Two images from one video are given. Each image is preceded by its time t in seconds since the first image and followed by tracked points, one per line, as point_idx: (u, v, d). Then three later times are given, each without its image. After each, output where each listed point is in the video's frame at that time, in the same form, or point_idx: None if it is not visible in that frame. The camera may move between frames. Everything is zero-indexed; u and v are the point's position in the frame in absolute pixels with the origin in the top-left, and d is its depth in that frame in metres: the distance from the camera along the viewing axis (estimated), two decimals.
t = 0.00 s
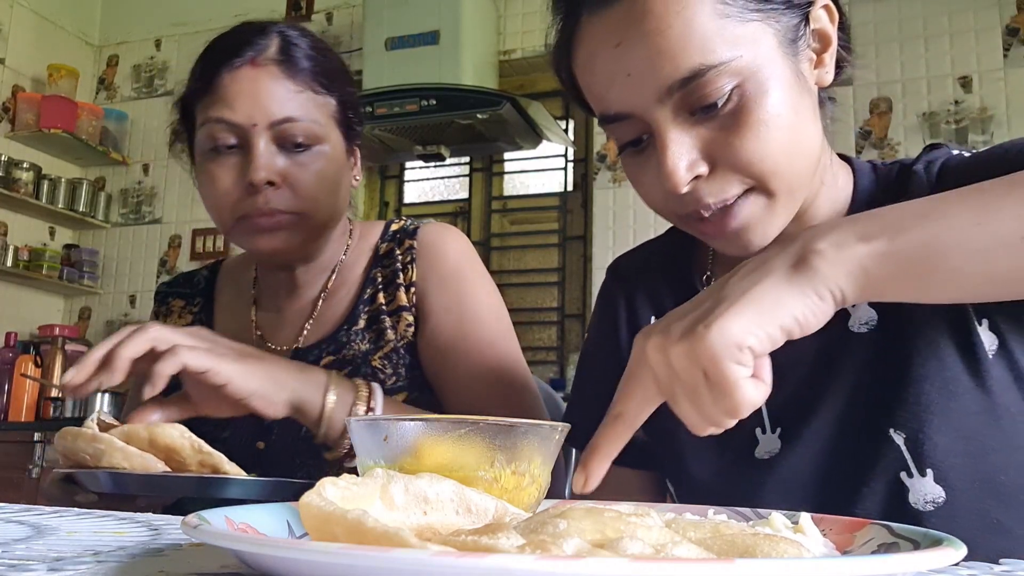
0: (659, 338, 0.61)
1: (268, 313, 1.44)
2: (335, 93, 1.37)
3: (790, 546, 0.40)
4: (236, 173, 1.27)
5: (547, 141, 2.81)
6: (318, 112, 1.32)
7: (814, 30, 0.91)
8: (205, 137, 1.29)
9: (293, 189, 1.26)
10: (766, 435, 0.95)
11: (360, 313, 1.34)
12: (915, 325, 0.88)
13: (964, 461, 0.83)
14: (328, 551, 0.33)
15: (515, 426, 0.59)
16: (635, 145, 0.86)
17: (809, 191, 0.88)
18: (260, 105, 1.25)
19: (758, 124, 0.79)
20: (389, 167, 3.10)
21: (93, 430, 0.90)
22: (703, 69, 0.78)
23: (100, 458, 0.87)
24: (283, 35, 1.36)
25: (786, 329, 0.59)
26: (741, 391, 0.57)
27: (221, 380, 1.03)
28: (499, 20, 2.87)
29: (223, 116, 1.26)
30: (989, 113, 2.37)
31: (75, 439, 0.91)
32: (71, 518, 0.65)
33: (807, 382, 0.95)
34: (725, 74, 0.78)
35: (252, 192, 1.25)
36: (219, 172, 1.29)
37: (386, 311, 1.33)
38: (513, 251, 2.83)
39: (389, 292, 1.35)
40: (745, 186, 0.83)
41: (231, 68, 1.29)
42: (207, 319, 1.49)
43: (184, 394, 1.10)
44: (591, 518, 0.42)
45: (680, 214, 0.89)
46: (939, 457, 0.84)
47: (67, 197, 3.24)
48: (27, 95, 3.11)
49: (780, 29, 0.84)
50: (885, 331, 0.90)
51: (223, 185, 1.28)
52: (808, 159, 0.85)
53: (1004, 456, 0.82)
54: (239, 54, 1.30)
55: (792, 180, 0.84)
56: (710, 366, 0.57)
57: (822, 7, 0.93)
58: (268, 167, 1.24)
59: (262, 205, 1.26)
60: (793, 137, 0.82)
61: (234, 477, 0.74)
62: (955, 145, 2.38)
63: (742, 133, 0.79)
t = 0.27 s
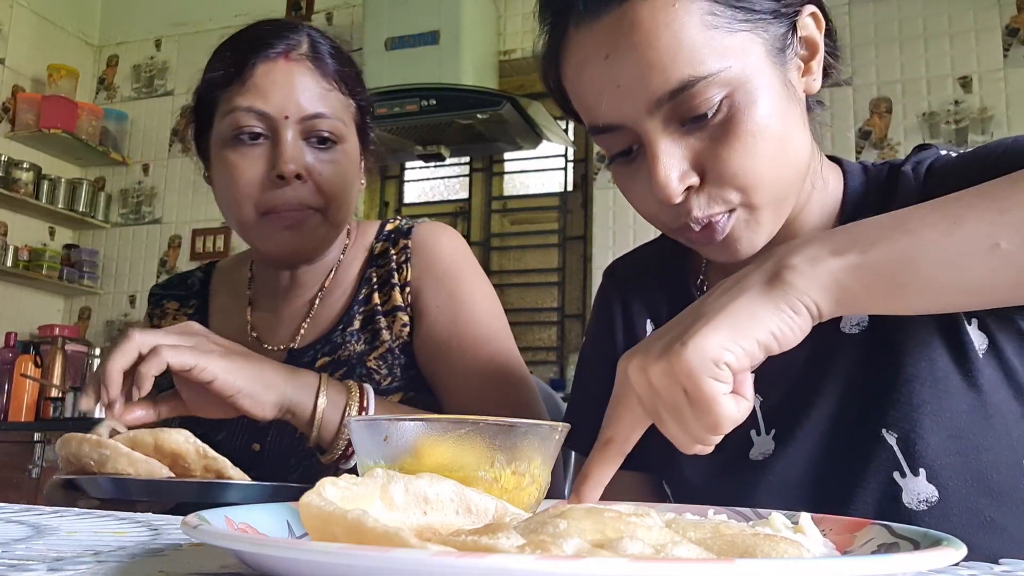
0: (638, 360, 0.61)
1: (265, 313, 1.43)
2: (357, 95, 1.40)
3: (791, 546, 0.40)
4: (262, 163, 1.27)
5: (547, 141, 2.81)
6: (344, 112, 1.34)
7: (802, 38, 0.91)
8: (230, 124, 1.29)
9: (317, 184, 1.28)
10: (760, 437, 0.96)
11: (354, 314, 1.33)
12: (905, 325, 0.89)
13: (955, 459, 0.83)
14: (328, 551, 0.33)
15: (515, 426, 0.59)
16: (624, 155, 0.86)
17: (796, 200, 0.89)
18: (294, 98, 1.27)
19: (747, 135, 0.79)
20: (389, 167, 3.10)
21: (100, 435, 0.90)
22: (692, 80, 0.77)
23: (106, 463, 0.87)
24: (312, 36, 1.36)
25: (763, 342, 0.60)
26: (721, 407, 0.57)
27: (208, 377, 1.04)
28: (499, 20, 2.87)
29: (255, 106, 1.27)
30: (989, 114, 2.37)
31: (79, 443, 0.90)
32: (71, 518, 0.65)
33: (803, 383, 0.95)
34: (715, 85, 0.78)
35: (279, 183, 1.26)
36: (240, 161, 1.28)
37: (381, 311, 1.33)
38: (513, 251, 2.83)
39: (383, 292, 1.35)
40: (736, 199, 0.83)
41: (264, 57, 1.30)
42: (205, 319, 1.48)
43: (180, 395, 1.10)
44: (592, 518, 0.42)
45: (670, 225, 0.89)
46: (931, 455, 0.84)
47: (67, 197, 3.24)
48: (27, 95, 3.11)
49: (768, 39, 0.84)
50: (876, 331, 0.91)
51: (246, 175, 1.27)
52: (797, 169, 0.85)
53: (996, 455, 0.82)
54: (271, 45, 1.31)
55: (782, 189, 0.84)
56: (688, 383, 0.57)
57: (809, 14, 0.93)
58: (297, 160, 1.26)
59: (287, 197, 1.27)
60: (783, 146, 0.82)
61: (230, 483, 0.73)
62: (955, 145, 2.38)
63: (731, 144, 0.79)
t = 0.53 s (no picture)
0: (633, 360, 0.61)
1: (264, 313, 1.43)
2: (367, 97, 1.40)
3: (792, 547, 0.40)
4: (274, 162, 1.27)
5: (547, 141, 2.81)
6: (354, 112, 1.34)
7: (797, 45, 0.91)
8: (242, 123, 1.29)
9: (329, 184, 1.28)
10: (759, 438, 0.96)
11: (356, 314, 1.33)
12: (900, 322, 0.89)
13: (951, 458, 0.83)
14: (328, 551, 0.33)
15: (515, 426, 0.59)
16: (619, 164, 0.86)
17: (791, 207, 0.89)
18: (308, 98, 1.27)
19: (742, 144, 0.79)
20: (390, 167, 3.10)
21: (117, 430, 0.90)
22: (687, 91, 0.77)
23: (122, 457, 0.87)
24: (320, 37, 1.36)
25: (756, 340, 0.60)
26: (714, 403, 0.56)
27: (209, 382, 1.04)
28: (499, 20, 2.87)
29: (269, 106, 1.27)
30: (989, 114, 2.37)
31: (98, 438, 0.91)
32: (70, 518, 0.65)
33: (801, 384, 0.95)
34: (710, 95, 0.78)
35: (292, 181, 1.26)
36: (251, 159, 1.28)
37: (384, 310, 1.33)
38: (513, 251, 2.83)
39: (387, 291, 1.35)
40: (732, 208, 0.83)
41: (278, 57, 1.30)
42: (205, 319, 1.48)
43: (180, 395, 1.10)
44: (592, 517, 0.42)
45: (665, 233, 0.89)
46: (927, 453, 0.84)
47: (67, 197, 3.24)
48: (27, 95, 3.11)
49: (763, 47, 0.84)
50: (874, 332, 0.91)
51: (257, 173, 1.27)
52: (793, 176, 0.85)
53: (992, 453, 0.82)
54: (284, 45, 1.31)
55: (778, 196, 0.84)
56: (681, 379, 0.57)
57: (803, 21, 0.93)
58: (310, 159, 1.26)
59: (299, 195, 1.27)
60: (778, 153, 0.82)
61: (238, 481, 0.74)
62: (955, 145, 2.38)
63: (726, 153, 0.79)
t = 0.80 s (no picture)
0: (630, 348, 0.61)
1: (264, 313, 1.43)
2: (370, 95, 1.39)
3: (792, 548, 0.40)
4: (277, 160, 1.27)
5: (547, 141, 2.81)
6: (357, 111, 1.34)
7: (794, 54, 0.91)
8: (245, 121, 1.29)
9: (332, 183, 1.27)
10: (757, 437, 0.96)
11: (357, 314, 1.33)
12: (896, 321, 0.90)
13: (948, 455, 0.83)
14: (328, 551, 0.33)
15: (515, 426, 0.59)
16: (616, 180, 0.86)
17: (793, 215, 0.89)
18: (312, 98, 1.27)
19: (742, 160, 0.79)
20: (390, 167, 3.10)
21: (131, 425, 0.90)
22: (688, 109, 0.77)
23: (136, 453, 0.87)
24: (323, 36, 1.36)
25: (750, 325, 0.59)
26: (710, 385, 0.56)
27: (215, 373, 1.04)
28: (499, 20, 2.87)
29: (273, 103, 1.27)
30: (989, 114, 2.37)
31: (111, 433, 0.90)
32: (70, 518, 0.65)
33: (800, 385, 0.95)
34: (710, 113, 0.78)
35: (294, 181, 1.26)
36: (254, 157, 1.28)
37: (385, 311, 1.33)
38: (513, 251, 2.83)
39: (388, 291, 1.35)
40: (733, 222, 0.83)
41: (281, 55, 1.30)
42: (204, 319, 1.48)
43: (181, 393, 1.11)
44: (592, 517, 0.42)
45: (663, 246, 0.89)
46: (924, 451, 0.84)
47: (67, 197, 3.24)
48: (27, 95, 3.11)
49: (761, 61, 0.84)
50: (872, 329, 0.92)
51: (260, 172, 1.27)
52: (791, 189, 0.86)
53: (989, 451, 0.82)
54: (287, 44, 1.31)
55: (777, 211, 0.85)
56: (677, 363, 0.56)
57: (799, 31, 0.93)
58: (313, 159, 1.26)
59: (301, 195, 1.27)
60: (777, 168, 0.83)
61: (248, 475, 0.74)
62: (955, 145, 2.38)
63: (727, 169, 0.79)
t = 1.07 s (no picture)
0: (614, 351, 0.61)
1: (264, 313, 1.43)
2: (370, 94, 1.39)
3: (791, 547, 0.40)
4: (277, 161, 1.27)
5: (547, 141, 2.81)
6: (357, 111, 1.34)
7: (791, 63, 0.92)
8: (246, 121, 1.29)
9: (333, 183, 1.27)
10: (755, 437, 0.96)
11: (358, 314, 1.33)
12: (889, 320, 0.90)
13: (943, 454, 0.83)
14: (328, 551, 0.33)
15: (515, 426, 0.59)
16: (617, 196, 0.86)
17: (795, 224, 0.89)
18: (312, 98, 1.27)
19: (744, 175, 0.79)
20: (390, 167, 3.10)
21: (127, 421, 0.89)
22: (689, 127, 0.77)
23: (132, 448, 0.86)
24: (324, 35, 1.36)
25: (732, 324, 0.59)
26: (692, 384, 0.56)
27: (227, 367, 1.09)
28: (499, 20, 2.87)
29: (274, 103, 1.27)
30: (989, 114, 2.37)
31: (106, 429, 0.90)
32: (71, 518, 0.65)
33: (796, 386, 0.96)
34: (712, 130, 0.78)
35: (295, 182, 1.26)
36: (255, 157, 1.27)
37: (386, 311, 1.33)
38: (514, 251, 2.83)
39: (388, 291, 1.35)
40: (737, 238, 0.82)
41: (282, 56, 1.30)
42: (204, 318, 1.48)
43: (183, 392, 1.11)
44: (592, 517, 0.42)
45: (663, 260, 0.88)
46: (919, 450, 0.84)
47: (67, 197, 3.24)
48: (27, 95, 3.11)
49: (760, 76, 0.85)
50: (866, 329, 0.92)
51: (261, 172, 1.27)
52: (790, 200, 0.86)
53: (983, 450, 0.82)
54: (288, 44, 1.32)
55: (780, 224, 0.85)
56: (660, 363, 0.56)
57: (796, 41, 0.94)
58: (314, 159, 1.25)
59: (302, 195, 1.26)
60: (778, 181, 0.83)
61: (245, 469, 0.74)
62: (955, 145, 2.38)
63: (729, 185, 0.79)
